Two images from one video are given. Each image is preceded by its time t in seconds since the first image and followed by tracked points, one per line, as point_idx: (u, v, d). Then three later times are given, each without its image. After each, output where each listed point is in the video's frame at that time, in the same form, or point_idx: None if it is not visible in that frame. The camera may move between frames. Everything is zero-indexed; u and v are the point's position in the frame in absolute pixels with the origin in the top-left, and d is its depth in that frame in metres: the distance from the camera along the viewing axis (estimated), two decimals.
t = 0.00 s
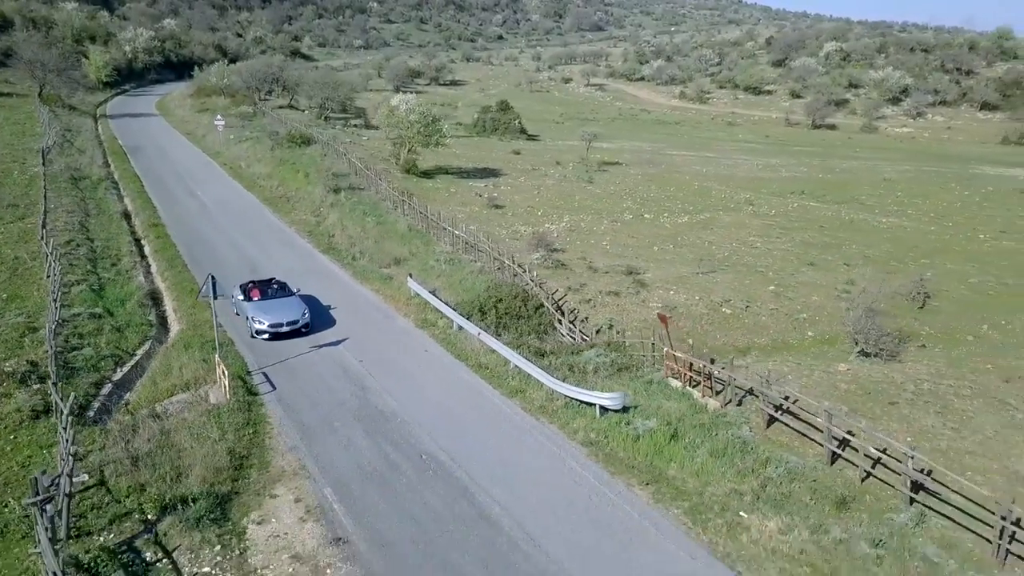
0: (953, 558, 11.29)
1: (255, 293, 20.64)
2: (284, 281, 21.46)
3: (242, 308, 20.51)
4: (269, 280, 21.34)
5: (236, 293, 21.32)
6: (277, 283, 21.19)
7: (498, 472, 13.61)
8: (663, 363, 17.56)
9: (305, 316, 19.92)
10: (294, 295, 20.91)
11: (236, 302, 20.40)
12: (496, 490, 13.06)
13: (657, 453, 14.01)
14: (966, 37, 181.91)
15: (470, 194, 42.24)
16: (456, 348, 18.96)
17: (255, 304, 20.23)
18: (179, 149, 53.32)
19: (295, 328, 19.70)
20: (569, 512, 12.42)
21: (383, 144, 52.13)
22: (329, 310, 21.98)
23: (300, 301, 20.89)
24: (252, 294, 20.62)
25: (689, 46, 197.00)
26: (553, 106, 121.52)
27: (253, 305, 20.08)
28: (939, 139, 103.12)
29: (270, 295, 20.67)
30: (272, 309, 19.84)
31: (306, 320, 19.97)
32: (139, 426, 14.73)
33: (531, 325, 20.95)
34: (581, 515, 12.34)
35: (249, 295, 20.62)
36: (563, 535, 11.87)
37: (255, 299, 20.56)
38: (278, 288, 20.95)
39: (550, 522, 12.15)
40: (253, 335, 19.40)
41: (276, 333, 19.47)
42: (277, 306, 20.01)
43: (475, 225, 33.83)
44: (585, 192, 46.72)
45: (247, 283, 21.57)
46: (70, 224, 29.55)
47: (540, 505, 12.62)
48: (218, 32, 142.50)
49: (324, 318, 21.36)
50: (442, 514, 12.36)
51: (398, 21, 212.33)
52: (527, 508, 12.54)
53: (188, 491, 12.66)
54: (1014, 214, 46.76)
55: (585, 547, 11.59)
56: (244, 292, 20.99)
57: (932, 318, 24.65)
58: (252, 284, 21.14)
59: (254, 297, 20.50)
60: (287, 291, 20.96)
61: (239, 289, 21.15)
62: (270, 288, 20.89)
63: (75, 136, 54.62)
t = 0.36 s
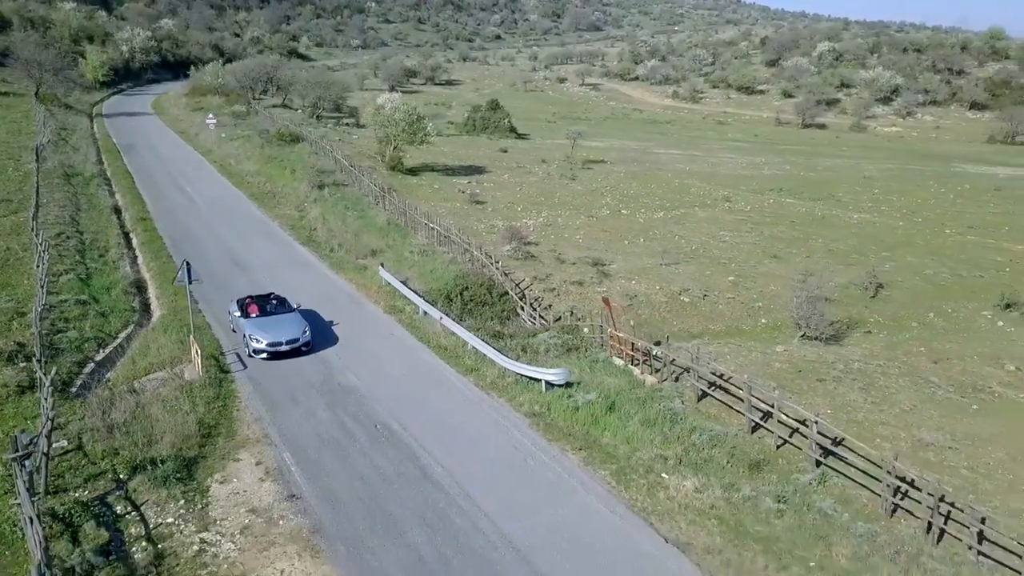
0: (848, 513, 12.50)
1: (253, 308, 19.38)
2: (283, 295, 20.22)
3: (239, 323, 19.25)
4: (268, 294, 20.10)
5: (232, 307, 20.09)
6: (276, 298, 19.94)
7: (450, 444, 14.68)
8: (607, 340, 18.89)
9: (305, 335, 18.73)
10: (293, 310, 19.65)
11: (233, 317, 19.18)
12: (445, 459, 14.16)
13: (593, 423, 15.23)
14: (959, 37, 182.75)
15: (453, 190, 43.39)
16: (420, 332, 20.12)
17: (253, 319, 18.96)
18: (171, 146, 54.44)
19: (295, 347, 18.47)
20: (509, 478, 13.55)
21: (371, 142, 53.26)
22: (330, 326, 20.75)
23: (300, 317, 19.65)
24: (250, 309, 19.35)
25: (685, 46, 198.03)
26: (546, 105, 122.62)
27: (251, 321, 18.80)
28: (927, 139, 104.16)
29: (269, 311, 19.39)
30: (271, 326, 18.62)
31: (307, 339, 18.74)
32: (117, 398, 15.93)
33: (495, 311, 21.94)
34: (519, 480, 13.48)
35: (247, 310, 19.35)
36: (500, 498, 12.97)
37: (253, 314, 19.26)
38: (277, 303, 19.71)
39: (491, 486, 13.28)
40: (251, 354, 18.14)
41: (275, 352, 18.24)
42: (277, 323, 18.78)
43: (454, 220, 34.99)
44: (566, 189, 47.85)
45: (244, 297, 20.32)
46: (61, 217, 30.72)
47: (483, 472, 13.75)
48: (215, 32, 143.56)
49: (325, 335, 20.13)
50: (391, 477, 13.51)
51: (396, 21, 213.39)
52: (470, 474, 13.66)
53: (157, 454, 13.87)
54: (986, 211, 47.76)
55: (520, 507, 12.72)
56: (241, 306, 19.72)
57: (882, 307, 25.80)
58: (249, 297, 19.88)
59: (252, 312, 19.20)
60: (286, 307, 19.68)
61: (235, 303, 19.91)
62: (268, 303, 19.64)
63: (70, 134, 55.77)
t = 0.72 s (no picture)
0: (759, 472, 13.73)
1: (251, 327, 18.44)
2: (282, 312, 19.31)
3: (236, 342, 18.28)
4: (265, 310, 19.21)
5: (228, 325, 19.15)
6: (274, 315, 19.04)
7: (408, 418, 15.80)
8: (557, 322, 20.23)
9: (306, 354, 17.77)
10: (292, 328, 18.72)
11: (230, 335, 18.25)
12: (401, 430, 15.31)
13: (538, 397, 16.50)
14: (952, 37, 183.76)
15: (436, 187, 44.58)
16: (388, 317, 21.34)
17: (250, 339, 17.99)
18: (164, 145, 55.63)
19: (294, 368, 17.49)
20: (458, 445, 14.73)
21: (359, 139, 54.44)
22: (332, 342, 19.78)
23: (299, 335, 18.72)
24: (247, 328, 18.41)
25: (680, 46, 199.06)
26: (540, 105, 123.75)
27: (248, 340, 17.87)
28: (914, 138, 105.29)
29: (267, 330, 18.45)
30: (268, 345, 17.67)
31: (307, 358, 17.76)
32: (99, 373, 17.19)
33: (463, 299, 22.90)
34: (466, 448, 14.64)
35: (244, 329, 18.41)
36: (446, 463, 14.14)
37: (250, 333, 18.35)
38: (275, 321, 18.80)
39: (440, 453, 14.44)
40: (248, 375, 17.17)
41: (274, 373, 17.26)
42: (275, 342, 17.83)
43: (433, 214, 36.18)
44: (548, 186, 49.02)
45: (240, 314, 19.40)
46: (52, 212, 31.90)
47: (433, 440, 14.93)
48: (213, 32, 144.59)
49: (325, 353, 19.14)
50: (347, 443, 14.73)
51: (393, 21, 214.44)
52: (422, 443, 14.82)
53: (132, 422, 15.13)
54: (957, 207, 48.92)
55: (463, 469, 13.91)
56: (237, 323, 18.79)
57: (836, 296, 26.99)
58: (245, 314, 18.95)
59: (249, 331, 18.31)
60: (284, 325, 18.76)
61: (232, 320, 18.98)
62: (266, 320, 18.71)
63: (65, 132, 56.94)
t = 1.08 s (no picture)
0: (683, 438, 15.05)
1: (250, 345, 17.39)
2: (281, 328, 18.28)
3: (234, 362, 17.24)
4: (264, 327, 18.17)
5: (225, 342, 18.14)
6: (273, 332, 18.01)
7: (382, 404, 16.57)
8: (517, 307, 21.54)
9: (307, 375, 16.78)
10: (293, 347, 17.69)
11: (227, 354, 17.25)
12: (371, 414, 16.17)
13: (491, 373, 17.80)
14: (945, 38, 184.78)
15: (421, 184, 45.86)
16: (360, 303, 22.62)
17: (249, 358, 16.94)
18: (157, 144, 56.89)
19: (295, 390, 16.52)
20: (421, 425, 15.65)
21: (348, 139, 55.73)
22: (334, 361, 18.83)
23: (301, 353, 17.68)
24: (246, 347, 17.36)
25: (675, 47, 200.41)
26: (533, 105, 125.11)
27: (247, 360, 16.82)
28: (901, 138, 106.56)
29: (266, 348, 17.41)
30: (268, 365, 16.63)
31: (309, 380, 16.76)
32: (86, 353, 18.51)
33: (433, 288, 24.15)
34: (431, 429, 15.49)
35: (242, 348, 17.36)
36: (409, 440, 15.03)
37: (249, 352, 17.28)
38: (274, 338, 17.75)
39: (404, 432, 15.34)
40: (246, 398, 16.15)
41: (273, 397, 16.28)
42: (275, 361, 16.80)
43: (415, 210, 37.45)
44: (531, 184, 50.31)
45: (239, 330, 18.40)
46: (46, 207, 33.19)
47: (394, 416, 16.06)
48: (211, 33, 145.99)
49: (327, 373, 18.15)
50: (312, 416, 15.97)
51: (391, 22, 215.76)
52: (389, 424, 15.70)
53: (114, 395, 16.46)
54: (929, 205, 50.13)
55: (423, 444, 14.87)
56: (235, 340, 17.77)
57: (793, 287, 28.22)
58: (243, 332, 17.92)
59: (248, 350, 17.24)
60: (285, 343, 17.72)
61: (229, 337, 17.97)
62: (265, 338, 17.69)
63: (61, 132, 58.25)
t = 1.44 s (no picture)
0: (620, 406, 16.47)
1: (251, 363, 16.48)
2: (283, 344, 17.36)
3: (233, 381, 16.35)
4: (265, 343, 17.25)
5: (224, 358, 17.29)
6: (274, 348, 17.09)
7: (377, 414, 16.29)
8: (481, 293, 22.88)
9: (311, 395, 15.95)
10: (295, 364, 16.80)
11: (226, 373, 16.38)
12: (366, 423, 15.89)
13: (450, 351, 19.19)
14: (937, 38, 185.82)
15: (406, 181, 47.19)
16: (336, 289, 24.01)
17: (249, 378, 16.05)
18: (152, 142, 58.32)
19: (298, 411, 15.73)
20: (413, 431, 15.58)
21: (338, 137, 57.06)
22: (337, 377, 18.08)
23: (303, 371, 16.81)
24: (247, 365, 16.45)
25: (670, 47, 201.62)
26: (527, 105, 126.39)
27: (247, 379, 15.93)
28: (889, 137, 107.78)
29: (268, 366, 16.50)
30: (269, 385, 15.78)
31: (312, 401, 15.95)
32: (75, 333, 19.92)
33: (406, 276, 25.50)
34: (426, 438, 15.29)
35: (243, 365, 16.45)
36: (402, 448, 14.90)
37: (249, 370, 16.35)
38: (276, 355, 16.83)
39: (397, 438, 15.25)
40: (247, 420, 15.36)
41: (275, 418, 15.49)
42: (277, 381, 15.93)
43: (397, 205, 38.78)
44: (515, 181, 51.61)
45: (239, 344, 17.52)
46: (42, 202, 34.56)
47: (361, 392, 17.33)
48: (208, 33, 147.28)
49: (331, 391, 17.34)
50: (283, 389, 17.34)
51: (389, 22, 216.95)
52: (383, 433, 15.50)
53: (101, 369, 17.88)
54: (903, 202, 51.31)
55: (414, 450, 14.84)
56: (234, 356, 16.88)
57: (754, 276, 29.54)
58: (243, 348, 16.98)
59: (248, 368, 16.32)
60: (287, 360, 16.81)
61: (228, 353, 17.09)
62: (267, 355, 16.79)
63: (58, 131, 59.61)
